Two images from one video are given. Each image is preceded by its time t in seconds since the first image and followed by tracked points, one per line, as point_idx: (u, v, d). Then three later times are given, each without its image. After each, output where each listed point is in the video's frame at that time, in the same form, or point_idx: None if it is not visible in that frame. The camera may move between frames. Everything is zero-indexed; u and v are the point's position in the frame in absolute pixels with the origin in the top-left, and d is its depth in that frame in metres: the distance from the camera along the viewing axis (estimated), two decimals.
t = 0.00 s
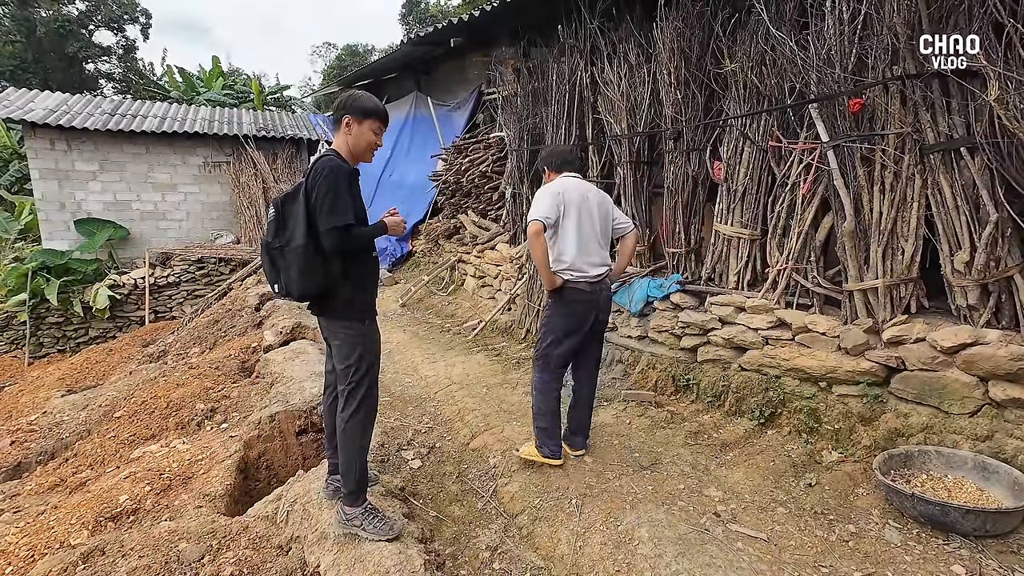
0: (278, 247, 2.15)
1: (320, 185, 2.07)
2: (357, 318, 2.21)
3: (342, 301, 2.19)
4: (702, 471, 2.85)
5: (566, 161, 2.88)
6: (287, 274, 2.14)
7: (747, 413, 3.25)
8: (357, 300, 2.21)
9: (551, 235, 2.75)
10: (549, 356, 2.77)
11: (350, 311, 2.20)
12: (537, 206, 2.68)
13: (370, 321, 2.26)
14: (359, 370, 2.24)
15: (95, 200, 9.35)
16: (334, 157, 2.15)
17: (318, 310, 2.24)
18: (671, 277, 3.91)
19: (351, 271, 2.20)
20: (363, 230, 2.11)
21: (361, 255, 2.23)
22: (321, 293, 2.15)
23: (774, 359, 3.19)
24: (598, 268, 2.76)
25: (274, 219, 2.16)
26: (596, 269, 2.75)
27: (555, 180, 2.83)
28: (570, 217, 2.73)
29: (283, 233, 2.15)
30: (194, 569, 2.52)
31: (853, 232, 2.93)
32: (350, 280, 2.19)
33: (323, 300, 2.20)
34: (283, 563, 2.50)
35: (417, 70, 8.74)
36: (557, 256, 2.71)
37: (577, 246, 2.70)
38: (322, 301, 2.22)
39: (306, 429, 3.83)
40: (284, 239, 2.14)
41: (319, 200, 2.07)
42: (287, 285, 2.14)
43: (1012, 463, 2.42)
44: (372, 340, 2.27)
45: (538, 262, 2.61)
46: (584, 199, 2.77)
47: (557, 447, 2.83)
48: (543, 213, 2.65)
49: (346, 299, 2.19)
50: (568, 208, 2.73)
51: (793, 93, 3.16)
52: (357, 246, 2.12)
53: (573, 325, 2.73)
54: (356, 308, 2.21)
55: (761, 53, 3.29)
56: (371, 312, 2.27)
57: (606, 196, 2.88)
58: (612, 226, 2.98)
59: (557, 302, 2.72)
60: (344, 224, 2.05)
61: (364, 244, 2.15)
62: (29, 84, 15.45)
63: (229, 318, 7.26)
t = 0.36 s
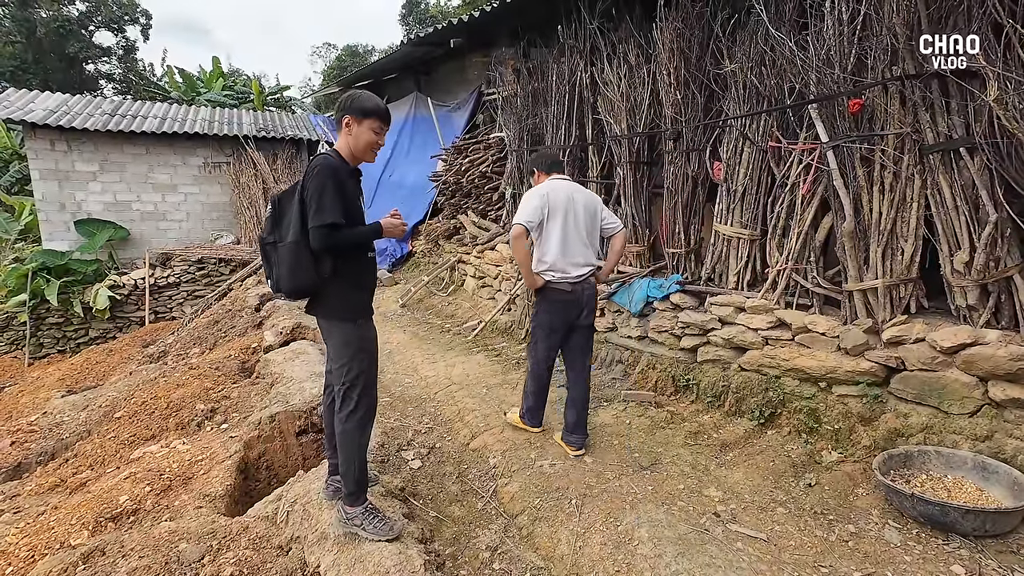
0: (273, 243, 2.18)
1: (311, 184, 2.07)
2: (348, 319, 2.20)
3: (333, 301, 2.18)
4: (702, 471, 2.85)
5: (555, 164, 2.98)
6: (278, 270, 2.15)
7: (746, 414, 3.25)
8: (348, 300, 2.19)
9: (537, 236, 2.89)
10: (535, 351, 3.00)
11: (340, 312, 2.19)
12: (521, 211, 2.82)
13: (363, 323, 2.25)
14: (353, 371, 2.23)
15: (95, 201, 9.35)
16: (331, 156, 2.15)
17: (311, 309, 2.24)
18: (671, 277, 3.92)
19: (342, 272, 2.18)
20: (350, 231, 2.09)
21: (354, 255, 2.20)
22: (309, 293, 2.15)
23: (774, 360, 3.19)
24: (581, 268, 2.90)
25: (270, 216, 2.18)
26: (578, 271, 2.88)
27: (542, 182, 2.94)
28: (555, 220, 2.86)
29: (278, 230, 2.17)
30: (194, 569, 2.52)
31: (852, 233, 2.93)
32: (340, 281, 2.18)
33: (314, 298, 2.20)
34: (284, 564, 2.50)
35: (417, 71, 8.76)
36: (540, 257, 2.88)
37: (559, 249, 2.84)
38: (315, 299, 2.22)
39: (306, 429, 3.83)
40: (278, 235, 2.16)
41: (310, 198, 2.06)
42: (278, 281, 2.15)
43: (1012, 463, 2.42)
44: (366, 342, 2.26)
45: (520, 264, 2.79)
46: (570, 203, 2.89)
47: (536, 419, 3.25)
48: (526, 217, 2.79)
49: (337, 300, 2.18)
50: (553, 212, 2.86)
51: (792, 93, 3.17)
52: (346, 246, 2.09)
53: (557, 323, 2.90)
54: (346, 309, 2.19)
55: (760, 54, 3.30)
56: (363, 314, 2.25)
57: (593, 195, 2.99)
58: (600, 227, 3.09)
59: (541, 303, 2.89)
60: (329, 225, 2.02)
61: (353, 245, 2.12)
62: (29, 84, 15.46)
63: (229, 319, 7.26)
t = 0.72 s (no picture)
0: (268, 235, 2.21)
1: (300, 180, 2.08)
2: (332, 319, 2.19)
3: (318, 299, 2.19)
4: (702, 471, 2.85)
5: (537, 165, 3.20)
6: (269, 263, 2.17)
7: (746, 414, 3.24)
8: (334, 297, 2.19)
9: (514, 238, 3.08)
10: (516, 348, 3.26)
11: (325, 311, 2.19)
12: (501, 216, 2.98)
13: (349, 324, 2.23)
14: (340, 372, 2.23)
15: (94, 202, 9.35)
16: (328, 154, 2.15)
17: (300, 305, 2.26)
18: (671, 278, 3.92)
19: (328, 270, 2.18)
20: (334, 230, 2.07)
21: (343, 253, 2.19)
22: (294, 288, 2.16)
23: (773, 360, 3.19)
24: (556, 270, 3.09)
25: (269, 209, 2.22)
26: (553, 271, 3.07)
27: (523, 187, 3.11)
28: (533, 224, 3.05)
29: (274, 223, 2.21)
30: (194, 570, 2.52)
31: (852, 233, 2.93)
32: (327, 279, 2.18)
33: (303, 293, 2.21)
34: (283, 564, 2.50)
35: (417, 71, 8.77)
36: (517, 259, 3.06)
37: (536, 252, 3.03)
38: (303, 295, 2.24)
39: (306, 430, 3.83)
40: (273, 229, 2.19)
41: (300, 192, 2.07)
42: (268, 274, 2.18)
43: (1011, 463, 2.42)
44: (353, 343, 2.25)
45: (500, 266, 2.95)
46: (548, 207, 3.09)
47: (538, 418, 3.27)
48: (506, 222, 2.97)
49: (322, 298, 2.19)
50: (530, 217, 3.03)
51: (792, 94, 3.17)
52: (331, 242, 2.08)
53: (535, 317, 3.09)
54: (332, 306, 2.19)
55: (760, 54, 3.29)
56: (350, 314, 2.23)
57: (570, 197, 3.20)
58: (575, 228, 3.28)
59: (517, 300, 3.12)
60: (311, 223, 2.01)
61: (337, 244, 2.11)
62: (29, 85, 15.45)
63: (229, 319, 7.25)
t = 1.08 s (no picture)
0: (267, 235, 2.21)
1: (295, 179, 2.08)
2: (327, 320, 2.18)
3: (313, 300, 2.17)
4: (702, 471, 2.85)
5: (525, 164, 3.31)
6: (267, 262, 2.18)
7: (746, 414, 3.24)
8: (330, 298, 2.17)
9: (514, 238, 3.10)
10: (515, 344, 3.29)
11: (320, 312, 2.18)
12: (509, 213, 2.98)
13: (344, 326, 2.22)
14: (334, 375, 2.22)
15: (94, 202, 9.35)
16: (326, 153, 2.15)
17: (296, 305, 2.25)
18: (671, 278, 3.92)
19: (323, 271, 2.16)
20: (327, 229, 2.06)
21: (340, 253, 2.18)
22: (291, 288, 2.15)
23: (773, 360, 3.19)
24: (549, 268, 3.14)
25: (269, 209, 2.23)
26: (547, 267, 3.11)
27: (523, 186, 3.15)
28: (534, 223, 3.09)
29: (273, 222, 2.21)
30: (194, 570, 2.52)
31: (852, 233, 2.93)
32: (322, 280, 2.16)
33: (300, 293, 2.20)
34: (283, 565, 2.49)
35: (417, 72, 8.77)
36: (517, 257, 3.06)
37: (538, 250, 3.06)
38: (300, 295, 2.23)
39: (306, 430, 3.83)
40: (271, 229, 2.20)
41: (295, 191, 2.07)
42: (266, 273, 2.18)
43: (1012, 463, 2.41)
44: (348, 346, 2.23)
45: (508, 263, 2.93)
46: (542, 207, 3.16)
47: (538, 417, 3.28)
48: (515, 220, 2.97)
49: (317, 298, 2.17)
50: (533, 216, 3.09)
51: (792, 94, 3.16)
52: (324, 241, 2.06)
53: (535, 313, 3.10)
54: (328, 307, 2.17)
55: (760, 54, 3.29)
56: (346, 316, 2.21)
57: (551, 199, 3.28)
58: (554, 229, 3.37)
59: (517, 298, 3.10)
60: (303, 221, 2.00)
61: (331, 243, 2.09)
62: (29, 86, 15.45)
63: (229, 320, 7.24)
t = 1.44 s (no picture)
0: (274, 241, 2.21)
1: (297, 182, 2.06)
2: (340, 326, 2.17)
3: (325, 305, 2.17)
4: (702, 472, 2.85)
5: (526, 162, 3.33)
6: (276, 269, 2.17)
7: (747, 415, 3.24)
8: (340, 303, 2.16)
9: (523, 241, 3.22)
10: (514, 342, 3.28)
11: (333, 318, 2.17)
12: (532, 213, 3.13)
13: (357, 331, 2.20)
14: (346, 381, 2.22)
15: (94, 202, 9.35)
16: (326, 152, 2.13)
17: (308, 311, 2.24)
18: (671, 278, 3.92)
19: (333, 275, 2.15)
20: (333, 232, 2.03)
21: (348, 255, 2.16)
22: (302, 295, 2.14)
23: (774, 360, 3.19)
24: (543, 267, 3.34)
25: (275, 215, 2.22)
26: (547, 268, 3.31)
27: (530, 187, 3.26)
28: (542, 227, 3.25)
29: (280, 228, 2.20)
30: (194, 570, 2.52)
31: (852, 233, 2.93)
32: (332, 284, 2.15)
33: (310, 298, 2.19)
34: (284, 565, 2.49)
35: (417, 72, 8.78)
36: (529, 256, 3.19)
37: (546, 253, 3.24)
38: (311, 301, 2.22)
39: (306, 431, 3.83)
40: (278, 235, 2.19)
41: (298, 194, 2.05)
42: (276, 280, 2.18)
43: (1012, 463, 2.41)
44: (360, 350, 2.22)
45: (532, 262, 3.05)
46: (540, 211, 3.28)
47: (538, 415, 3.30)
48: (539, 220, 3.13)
49: (329, 304, 2.16)
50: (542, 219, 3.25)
51: (792, 94, 3.16)
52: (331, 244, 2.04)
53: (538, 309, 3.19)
54: (339, 312, 2.16)
55: (760, 54, 3.29)
56: (358, 320, 2.20)
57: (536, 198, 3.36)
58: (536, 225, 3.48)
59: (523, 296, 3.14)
60: (307, 225, 1.99)
61: (339, 246, 2.07)
62: (29, 86, 15.46)
63: (229, 320, 7.25)
